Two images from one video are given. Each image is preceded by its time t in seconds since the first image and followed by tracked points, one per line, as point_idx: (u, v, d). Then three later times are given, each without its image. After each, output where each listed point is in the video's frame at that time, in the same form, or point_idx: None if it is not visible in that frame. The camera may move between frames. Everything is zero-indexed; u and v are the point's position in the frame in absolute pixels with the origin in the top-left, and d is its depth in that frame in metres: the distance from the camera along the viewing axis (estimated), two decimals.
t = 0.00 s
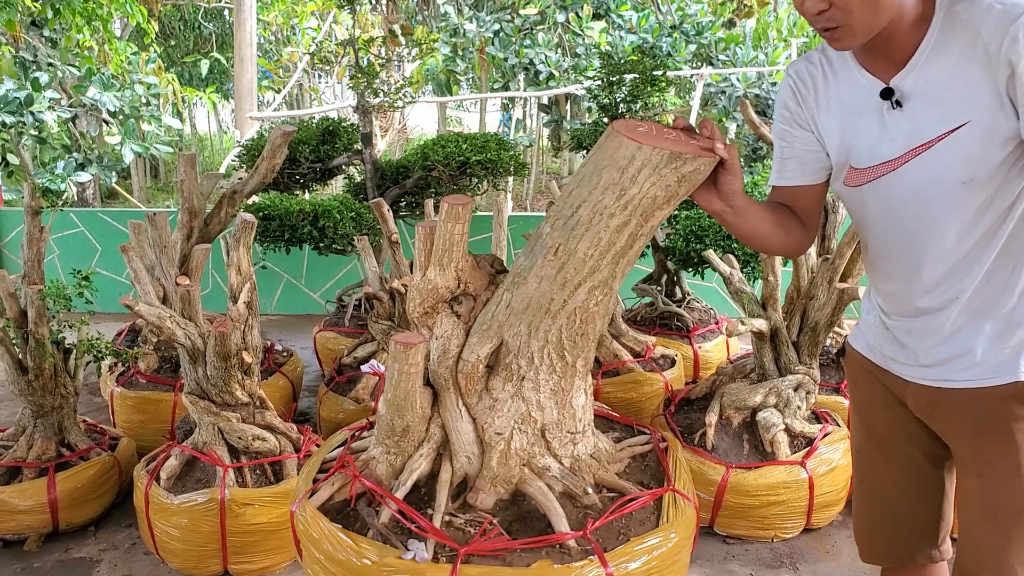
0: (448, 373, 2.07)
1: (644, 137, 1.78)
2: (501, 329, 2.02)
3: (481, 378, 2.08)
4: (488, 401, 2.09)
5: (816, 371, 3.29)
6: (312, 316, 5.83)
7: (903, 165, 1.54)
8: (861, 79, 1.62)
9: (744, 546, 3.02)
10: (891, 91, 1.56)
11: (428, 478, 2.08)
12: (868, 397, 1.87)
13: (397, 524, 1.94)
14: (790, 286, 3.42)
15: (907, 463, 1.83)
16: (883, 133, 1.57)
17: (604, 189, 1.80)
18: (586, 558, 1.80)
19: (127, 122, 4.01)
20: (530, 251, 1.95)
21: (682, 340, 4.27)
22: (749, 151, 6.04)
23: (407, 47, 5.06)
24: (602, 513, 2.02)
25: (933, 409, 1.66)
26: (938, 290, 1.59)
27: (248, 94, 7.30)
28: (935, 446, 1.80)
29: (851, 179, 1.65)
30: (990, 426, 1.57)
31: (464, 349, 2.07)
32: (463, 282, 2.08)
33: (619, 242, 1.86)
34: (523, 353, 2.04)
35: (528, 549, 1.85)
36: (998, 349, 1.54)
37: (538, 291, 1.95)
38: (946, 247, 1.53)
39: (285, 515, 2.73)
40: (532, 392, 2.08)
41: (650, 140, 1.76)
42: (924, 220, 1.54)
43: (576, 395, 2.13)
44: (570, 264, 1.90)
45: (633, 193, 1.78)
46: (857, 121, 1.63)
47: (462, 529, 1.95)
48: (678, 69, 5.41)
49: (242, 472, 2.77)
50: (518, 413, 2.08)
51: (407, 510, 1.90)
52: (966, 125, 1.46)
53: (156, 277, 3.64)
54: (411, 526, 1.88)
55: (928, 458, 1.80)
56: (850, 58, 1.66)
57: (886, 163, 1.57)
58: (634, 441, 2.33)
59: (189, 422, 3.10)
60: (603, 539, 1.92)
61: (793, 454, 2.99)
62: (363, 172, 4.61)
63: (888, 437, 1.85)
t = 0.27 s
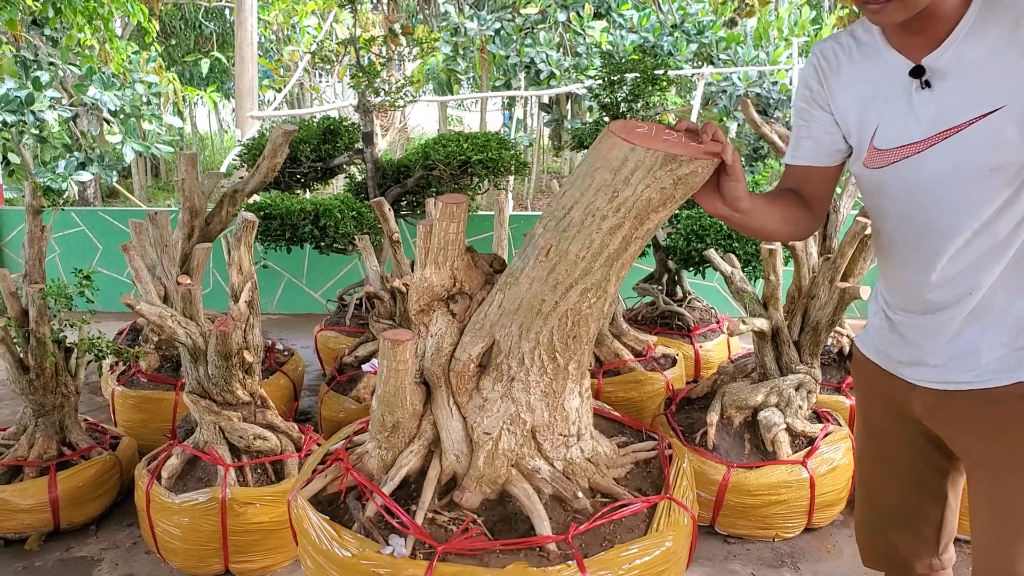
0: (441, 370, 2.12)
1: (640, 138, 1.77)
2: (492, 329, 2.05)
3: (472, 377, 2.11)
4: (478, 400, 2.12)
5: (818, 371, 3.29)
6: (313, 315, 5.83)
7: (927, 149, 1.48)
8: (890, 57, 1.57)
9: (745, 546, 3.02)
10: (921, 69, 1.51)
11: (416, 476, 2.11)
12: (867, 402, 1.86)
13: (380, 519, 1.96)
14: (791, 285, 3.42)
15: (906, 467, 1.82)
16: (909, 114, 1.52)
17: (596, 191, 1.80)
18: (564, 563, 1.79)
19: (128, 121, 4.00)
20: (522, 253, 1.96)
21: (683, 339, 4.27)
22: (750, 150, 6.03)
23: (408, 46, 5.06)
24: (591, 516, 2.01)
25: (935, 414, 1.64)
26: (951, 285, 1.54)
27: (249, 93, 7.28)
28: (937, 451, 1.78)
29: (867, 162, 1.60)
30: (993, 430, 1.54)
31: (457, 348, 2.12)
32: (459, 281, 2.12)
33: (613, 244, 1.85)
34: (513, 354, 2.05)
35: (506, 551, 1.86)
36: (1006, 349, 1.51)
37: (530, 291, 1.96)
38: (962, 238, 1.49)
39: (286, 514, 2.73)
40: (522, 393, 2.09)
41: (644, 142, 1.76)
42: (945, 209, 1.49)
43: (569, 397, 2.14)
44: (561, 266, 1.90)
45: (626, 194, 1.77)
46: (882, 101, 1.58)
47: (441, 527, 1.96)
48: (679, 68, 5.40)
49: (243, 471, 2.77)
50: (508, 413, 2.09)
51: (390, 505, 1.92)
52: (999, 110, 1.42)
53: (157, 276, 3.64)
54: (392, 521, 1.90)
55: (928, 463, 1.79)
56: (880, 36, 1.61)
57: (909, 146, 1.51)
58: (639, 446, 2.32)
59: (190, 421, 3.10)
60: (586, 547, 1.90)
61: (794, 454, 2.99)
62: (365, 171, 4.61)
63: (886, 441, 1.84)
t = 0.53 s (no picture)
0: (437, 367, 2.13)
1: (635, 139, 1.70)
2: (485, 329, 2.03)
3: (465, 375, 2.11)
4: (468, 398, 2.11)
5: (820, 370, 3.29)
6: (314, 315, 5.83)
7: (972, 137, 1.47)
8: (949, 42, 1.57)
9: (747, 545, 3.02)
10: (977, 53, 1.50)
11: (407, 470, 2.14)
12: (904, 412, 1.77)
13: (367, 511, 2.01)
14: (793, 285, 3.42)
15: (936, 484, 1.76)
16: (959, 100, 1.51)
17: (588, 191, 1.74)
18: (537, 567, 1.81)
19: (129, 121, 4.02)
20: (516, 253, 1.93)
21: (685, 339, 4.27)
22: (752, 150, 6.03)
23: (409, 46, 5.07)
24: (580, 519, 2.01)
25: (973, 436, 1.57)
26: (977, 286, 1.50)
27: (250, 93, 7.29)
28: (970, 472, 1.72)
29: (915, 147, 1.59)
30: None
31: (452, 346, 2.10)
32: (457, 279, 2.09)
33: (605, 247, 1.79)
34: (505, 353, 2.03)
35: (484, 550, 1.88)
36: None
37: (523, 290, 1.93)
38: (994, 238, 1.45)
39: (287, 513, 2.73)
40: (512, 393, 2.08)
41: (639, 142, 1.68)
42: (980, 203, 1.46)
43: (566, 398, 2.13)
44: (553, 266, 1.85)
45: (618, 197, 1.70)
46: (932, 85, 1.57)
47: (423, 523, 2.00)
48: (680, 68, 5.41)
49: (245, 470, 2.77)
50: (497, 413, 2.08)
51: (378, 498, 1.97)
52: None
53: (158, 276, 3.64)
54: (376, 514, 1.96)
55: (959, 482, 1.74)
56: (941, 19, 1.60)
57: (957, 133, 1.50)
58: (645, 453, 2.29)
59: (193, 421, 3.10)
60: (564, 551, 1.89)
61: (796, 453, 2.99)
62: (366, 171, 4.61)
63: (921, 457, 1.76)
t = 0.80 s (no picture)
0: (431, 362, 2.15)
1: (625, 141, 1.69)
2: (477, 328, 2.04)
3: (458, 372, 2.11)
4: (458, 396, 2.11)
5: (821, 370, 3.28)
6: (315, 314, 5.83)
7: None
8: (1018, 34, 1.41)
9: (749, 545, 3.02)
10: None
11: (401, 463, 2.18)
12: (945, 430, 1.60)
13: (355, 501, 2.06)
14: (794, 284, 3.42)
15: (977, 509, 1.60)
16: None
17: (577, 193, 1.73)
18: (508, 569, 1.81)
19: (129, 121, 4.05)
20: (507, 254, 1.94)
21: (686, 338, 4.27)
22: (753, 150, 6.03)
23: (410, 45, 5.07)
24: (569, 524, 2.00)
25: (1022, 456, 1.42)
26: None
27: (251, 93, 7.31)
28: (1013, 495, 1.57)
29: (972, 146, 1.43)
30: None
31: (447, 343, 2.13)
32: (455, 277, 2.15)
33: (594, 249, 1.79)
34: (495, 353, 2.03)
35: (460, 547, 1.90)
36: None
37: (511, 291, 1.93)
38: None
39: (289, 513, 2.73)
40: (499, 393, 2.07)
41: (630, 144, 1.67)
42: None
43: (568, 397, 2.13)
44: (542, 268, 1.85)
45: (607, 199, 1.69)
46: (996, 79, 1.41)
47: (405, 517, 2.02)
48: (681, 67, 5.40)
49: (247, 470, 2.77)
50: (484, 412, 2.08)
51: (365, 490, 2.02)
52: None
53: (160, 275, 3.64)
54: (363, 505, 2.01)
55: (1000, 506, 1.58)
56: (1011, 9, 1.45)
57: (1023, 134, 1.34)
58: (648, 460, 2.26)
59: (194, 420, 3.10)
60: (540, 553, 1.89)
61: (797, 452, 3.00)
62: (367, 170, 4.60)
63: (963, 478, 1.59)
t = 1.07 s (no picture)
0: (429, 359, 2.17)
1: (613, 144, 1.69)
2: (469, 327, 2.06)
3: (452, 369, 2.12)
4: (449, 393, 2.11)
5: (823, 369, 3.28)
6: (317, 314, 5.83)
7: None
8: None
9: (750, 544, 3.02)
10: None
11: (396, 456, 2.21)
12: (965, 427, 1.61)
13: (347, 491, 2.13)
14: (796, 284, 3.42)
15: (989, 506, 1.60)
16: None
17: (564, 195, 1.74)
18: (479, 567, 1.83)
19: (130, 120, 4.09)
20: (500, 253, 1.96)
21: (687, 338, 4.27)
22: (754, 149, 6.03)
23: (411, 45, 5.06)
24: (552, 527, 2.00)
25: None
26: None
27: (252, 92, 7.32)
28: None
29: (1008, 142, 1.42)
30: None
31: (444, 340, 2.15)
32: (454, 274, 2.19)
33: (580, 251, 1.79)
34: (484, 352, 2.04)
35: (438, 543, 1.93)
36: None
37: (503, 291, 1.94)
38: None
39: (290, 512, 2.73)
40: (487, 392, 2.07)
41: (616, 148, 1.67)
42: None
43: (570, 396, 2.13)
44: (529, 269, 1.86)
45: (593, 201, 1.70)
46: None
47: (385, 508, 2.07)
48: (683, 66, 5.39)
49: (249, 469, 2.77)
50: (472, 411, 2.08)
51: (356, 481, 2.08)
52: None
53: (162, 274, 3.65)
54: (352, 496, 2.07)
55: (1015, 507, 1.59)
56: None
57: None
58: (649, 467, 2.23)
59: (196, 419, 3.10)
60: (514, 555, 1.90)
61: (799, 451, 3.00)
62: (368, 169, 4.60)
63: (979, 474, 1.60)
